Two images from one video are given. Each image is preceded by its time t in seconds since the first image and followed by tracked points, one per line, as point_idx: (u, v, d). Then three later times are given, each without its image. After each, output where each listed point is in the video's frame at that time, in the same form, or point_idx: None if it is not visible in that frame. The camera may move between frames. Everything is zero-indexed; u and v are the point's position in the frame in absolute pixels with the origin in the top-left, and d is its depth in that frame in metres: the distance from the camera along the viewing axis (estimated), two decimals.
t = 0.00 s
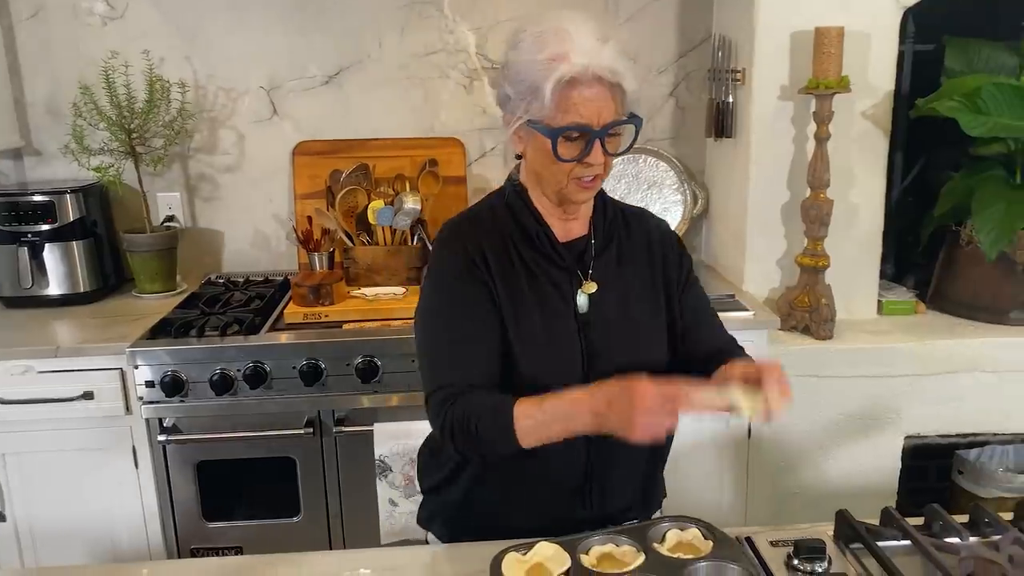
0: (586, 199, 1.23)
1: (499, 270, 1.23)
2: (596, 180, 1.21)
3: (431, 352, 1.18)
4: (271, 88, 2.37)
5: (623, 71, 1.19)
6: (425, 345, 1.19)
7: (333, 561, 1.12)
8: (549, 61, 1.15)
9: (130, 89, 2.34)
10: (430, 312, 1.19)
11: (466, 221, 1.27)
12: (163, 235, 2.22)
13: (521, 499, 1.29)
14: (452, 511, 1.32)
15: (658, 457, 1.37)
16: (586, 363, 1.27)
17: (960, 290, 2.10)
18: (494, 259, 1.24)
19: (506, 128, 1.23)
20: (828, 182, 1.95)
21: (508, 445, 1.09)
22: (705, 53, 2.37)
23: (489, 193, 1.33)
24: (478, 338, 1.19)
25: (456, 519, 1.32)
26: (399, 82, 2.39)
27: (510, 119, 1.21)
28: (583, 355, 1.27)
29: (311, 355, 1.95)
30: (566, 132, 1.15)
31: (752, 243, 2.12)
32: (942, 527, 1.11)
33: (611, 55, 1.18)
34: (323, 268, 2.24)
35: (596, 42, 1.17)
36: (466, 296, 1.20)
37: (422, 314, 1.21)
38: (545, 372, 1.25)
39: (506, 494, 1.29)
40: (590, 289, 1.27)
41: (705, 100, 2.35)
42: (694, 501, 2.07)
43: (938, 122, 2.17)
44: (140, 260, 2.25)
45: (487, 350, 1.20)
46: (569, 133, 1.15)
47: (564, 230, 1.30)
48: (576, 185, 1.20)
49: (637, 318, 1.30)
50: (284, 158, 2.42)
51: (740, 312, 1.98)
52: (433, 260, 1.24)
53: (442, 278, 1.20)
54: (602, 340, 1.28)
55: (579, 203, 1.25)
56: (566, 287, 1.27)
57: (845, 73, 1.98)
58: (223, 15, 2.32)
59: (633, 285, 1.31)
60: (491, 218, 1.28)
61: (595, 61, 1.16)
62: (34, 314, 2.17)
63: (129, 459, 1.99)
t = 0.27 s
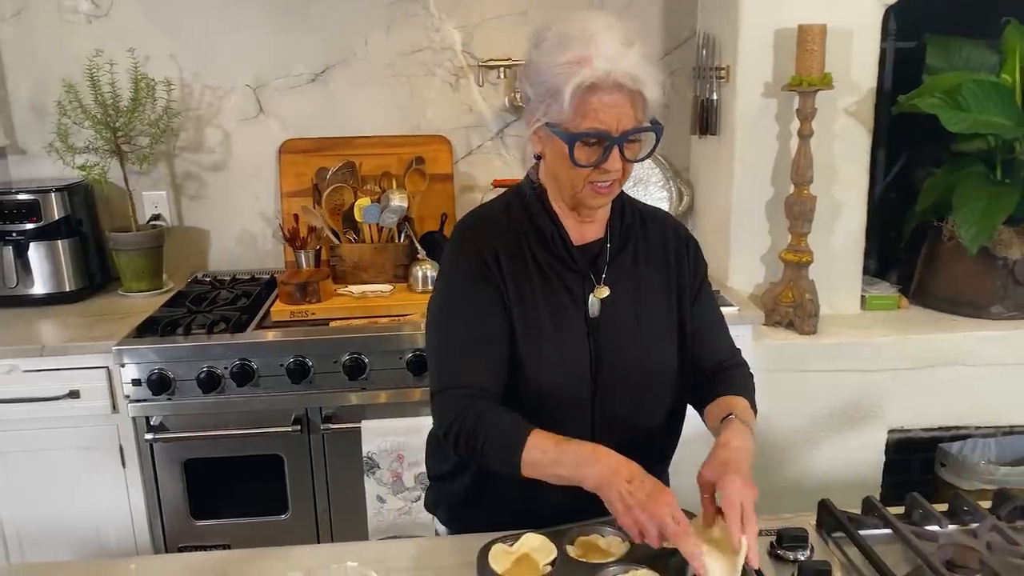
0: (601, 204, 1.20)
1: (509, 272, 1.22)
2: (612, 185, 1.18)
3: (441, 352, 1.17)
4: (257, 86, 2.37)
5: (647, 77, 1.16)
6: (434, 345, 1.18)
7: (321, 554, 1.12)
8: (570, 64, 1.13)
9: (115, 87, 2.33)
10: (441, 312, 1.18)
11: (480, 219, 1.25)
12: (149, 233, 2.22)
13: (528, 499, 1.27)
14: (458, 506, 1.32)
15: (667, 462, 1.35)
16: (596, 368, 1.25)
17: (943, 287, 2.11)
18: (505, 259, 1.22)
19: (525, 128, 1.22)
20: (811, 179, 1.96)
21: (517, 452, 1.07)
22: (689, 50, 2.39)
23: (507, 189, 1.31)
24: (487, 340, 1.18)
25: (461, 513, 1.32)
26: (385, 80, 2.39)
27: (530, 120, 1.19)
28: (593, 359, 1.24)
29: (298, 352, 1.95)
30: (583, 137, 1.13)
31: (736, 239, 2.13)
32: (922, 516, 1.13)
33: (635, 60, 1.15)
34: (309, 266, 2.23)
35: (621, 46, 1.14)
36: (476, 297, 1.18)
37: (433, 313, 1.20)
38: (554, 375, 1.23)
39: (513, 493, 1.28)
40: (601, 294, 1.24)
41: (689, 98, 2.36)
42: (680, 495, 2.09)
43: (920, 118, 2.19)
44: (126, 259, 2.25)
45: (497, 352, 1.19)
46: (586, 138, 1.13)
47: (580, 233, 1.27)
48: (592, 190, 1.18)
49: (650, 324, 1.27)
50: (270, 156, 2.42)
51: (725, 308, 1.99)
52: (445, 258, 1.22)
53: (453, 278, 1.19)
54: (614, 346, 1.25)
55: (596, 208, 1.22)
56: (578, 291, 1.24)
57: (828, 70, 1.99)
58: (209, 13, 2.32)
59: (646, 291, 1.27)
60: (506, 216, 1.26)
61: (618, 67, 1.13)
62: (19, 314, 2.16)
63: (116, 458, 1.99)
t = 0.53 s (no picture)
0: (601, 200, 1.19)
1: (506, 264, 1.21)
2: (612, 182, 1.17)
3: (438, 345, 1.17)
4: (244, 83, 2.37)
5: (650, 75, 1.14)
6: (431, 337, 1.18)
7: (310, 546, 1.13)
8: (572, 59, 1.11)
9: (100, 84, 2.32)
10: (438, 304, 1.18)
11: (479, 212, 1.25)
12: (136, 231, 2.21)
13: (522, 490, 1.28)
14: (453, 496, 1.32)
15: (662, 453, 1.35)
16: (593, 363, 1.24)
17: (928, 280, 2.09)
18: (503, 252, 1.22)
19: (525, 121, 1.20)
20: (797, 174, 1.97)
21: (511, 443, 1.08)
22: (676, 47, 2.40)
23: (508, 182, 1.31)
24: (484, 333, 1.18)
25: (457, 504, 1.32)
26: (372, 77, 2.39)
27: (530, 113, 1.17)
28: (590, 354, 1.24)
29: (287, 349, 1.95)
30: (584, 134, 1.11)
31: (722, 234, 2.14)
32: (907, 503, 1.16)
33: (638, 56, 1.13)
34: (297, 262, 2.25)
35: (624, 41, 1.12)
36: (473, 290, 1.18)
37: (430, 305, 1.20)
38: (550, 368, 1.22)
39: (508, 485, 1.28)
40: (599, 289, 1.24)
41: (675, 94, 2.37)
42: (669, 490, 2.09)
43: (904, 113, 2.20)
44: (113, 257, 2.24)
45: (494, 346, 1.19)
46: (587, 135, 1.11)
47: (578, 227, 1.27)
48: (592, 187, 1.16)
49: (648, 321, 1.27)
50: (257, 153, 2.42)
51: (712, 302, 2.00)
52: (444, 250, 1.22)
53: (451, 270, 1.19)
54: (610, 340, 1.25)
55: (596, 204, 1.20)
56: (575, 286, 1.24)
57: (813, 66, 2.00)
58: (195, 10, 2.31)
59: (645, 286, 1.27)
60: (506, 209, 1.26)
61: (620, 64, 1.11)
62: (5, 312, 2.15)
63: (104, 456, 1.98)
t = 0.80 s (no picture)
0: (596, 193, 1.19)
1: (501, 259, 1.22)
2: (606, 175, 1.16)
3: (434, 339, 1.17)
4: (232, 79, 2.36)
5: (644, 69, 1.14)
6: (428, 332, 1.18)
7: (302, 539, 1.13)
8: (566, 52, 1.11)
9: (88, 81, 2.31)
10: (434, 299, 1.18)
11: (474, 208, 1.25)
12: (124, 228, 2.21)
13: (519, 485, 1.28)
14: (449, 490, 1.32)
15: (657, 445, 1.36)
16: (587, 357, 1.25)
17: (918, 275, 2.07)
18: (497, 247, 1.22)
19: (519, 115, 1.19)
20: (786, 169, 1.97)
21: (510, 440, 1.08)
22: (665, 42, 2.40)
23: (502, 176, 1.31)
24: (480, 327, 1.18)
25: (453, 497, 1.33)
26: (362, 74, 2.39)
27: (524, 107, 1.17)
28: (585, 348, 1.24)
29: (277, 345, 1.94)
30: (577, 128, 1.11)
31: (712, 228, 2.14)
32: (896, 493, 1.18)
33: (631, 49, 1.13)
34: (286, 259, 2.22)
35: (618, 35, 1.12)
36: (468, 284, 1.19)
37: (426, 299, 1.20)
38: (546, 362, 1.23)
39: (503, 479, 1.28)
40: (593, 282, 1.24)
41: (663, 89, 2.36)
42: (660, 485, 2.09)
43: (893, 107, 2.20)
44: (101, 255, 2.23)
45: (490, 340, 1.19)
46: (581, 129, 1.10)
47: (572, 221, 1.27)
48: (588, 179, 1.16)
49: (641, 314, 1.27)
50: (246, 150, 2.41)
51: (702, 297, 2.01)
52: (439, 245, 1.23)
53: (447, 265, 1.19)
54: (604, 335, 1.25)
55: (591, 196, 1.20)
56: (570, 280, 1.24)
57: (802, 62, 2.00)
58: (183, 6, 2.30)
59: (639, 280, 1.27)
60: (501, 203, 1.26)
61: (613, 57, 1.11)
62: None
63: (92, 455, 1.97)
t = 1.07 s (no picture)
0: (587, 188, 1.19)
1: (495, 254, 1.22)
2: (597, 171, 1.17)
3: (428, 335, 1.17)
4: (223, 78, 2.36)
5: (635, 65, 1.14)
6: (422, 328, 1.18)
7: (295, 535, 1.13)
8: (557, 48, 1.11)
9: (78, 79, 2.30)
10: (428, 295, 1.18)
11: (467, 203, 1.25)
12: (115, 227, 2.20)
13: (513, 481, 1.28)
14: (443, 487, 1.32)
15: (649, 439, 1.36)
16: (581, 353, 1.25)
17: (908, 271, 2.06)
18: (491, 242, 1.22)
19: (510, 111, 1.19)
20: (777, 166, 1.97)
21: (506, 437, 1.08)
22: (657, 40, 2.40)
23: (494, 172, 1.31)
24: (475, 323, 1.18)
25: (447, 494, 1.33)
26: (353, 72, 2.38)
27: (516, 102, 1.17)
28: (579, 344, 1.24)
29: (269, 343, 1.94)
30: (569, 123, 1.11)
31: (703, 225, 2.14)
32: (887, 486, 1.18)
33: (622, 45, 1.13)
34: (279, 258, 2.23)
35: (609, 30, 1.12)
36: (462, 280, 1.18)
37: (420, 295, 1.20)
38: (540, 358, 1.23)
39: (497, 476, 1.28)
40: (586, 278, 1.24)
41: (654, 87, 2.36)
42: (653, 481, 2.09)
43: (883, 104, 2.21)
44: (92, 254, 2.22)
45: (484, 336, 1.19)
46: (573, 124, 1.11)
47: (565, 216, 1.27)
48: (579, 175, 1.17)
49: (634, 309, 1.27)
50: (237, 149, 2.41)
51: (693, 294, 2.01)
52: (432, 241, 1.22)
53: (441, 260, 1.19)
54: (598, 330, 1.25)
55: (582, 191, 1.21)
56: (563, 275, 1.24)
57: (792, 59, 2.00)
58: (173, 5, 2.30)
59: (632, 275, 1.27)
60: (494, 199, 1.26)
61: (605, 53, 1.11)
62: None
63: (84, 454, 1.96)
